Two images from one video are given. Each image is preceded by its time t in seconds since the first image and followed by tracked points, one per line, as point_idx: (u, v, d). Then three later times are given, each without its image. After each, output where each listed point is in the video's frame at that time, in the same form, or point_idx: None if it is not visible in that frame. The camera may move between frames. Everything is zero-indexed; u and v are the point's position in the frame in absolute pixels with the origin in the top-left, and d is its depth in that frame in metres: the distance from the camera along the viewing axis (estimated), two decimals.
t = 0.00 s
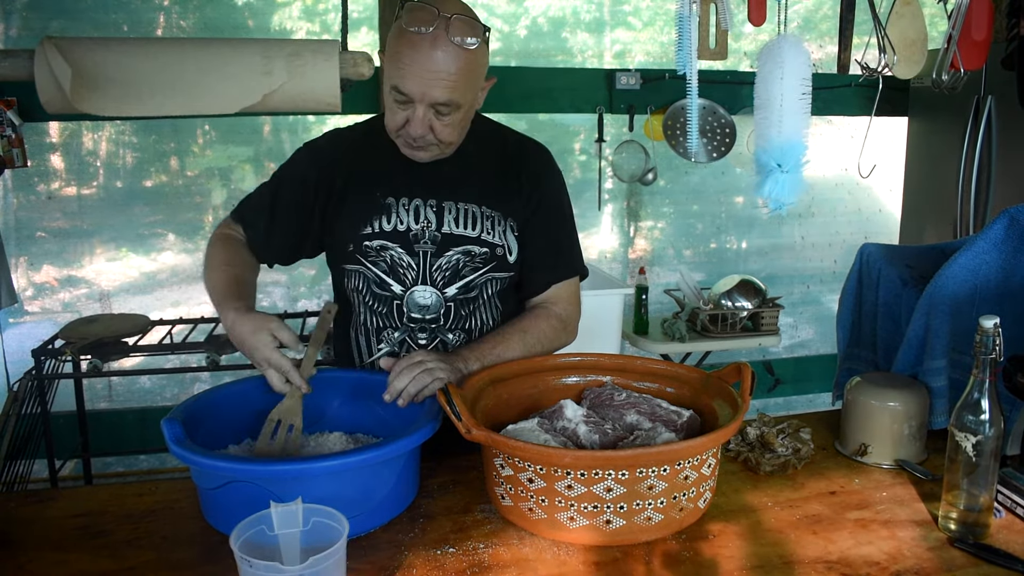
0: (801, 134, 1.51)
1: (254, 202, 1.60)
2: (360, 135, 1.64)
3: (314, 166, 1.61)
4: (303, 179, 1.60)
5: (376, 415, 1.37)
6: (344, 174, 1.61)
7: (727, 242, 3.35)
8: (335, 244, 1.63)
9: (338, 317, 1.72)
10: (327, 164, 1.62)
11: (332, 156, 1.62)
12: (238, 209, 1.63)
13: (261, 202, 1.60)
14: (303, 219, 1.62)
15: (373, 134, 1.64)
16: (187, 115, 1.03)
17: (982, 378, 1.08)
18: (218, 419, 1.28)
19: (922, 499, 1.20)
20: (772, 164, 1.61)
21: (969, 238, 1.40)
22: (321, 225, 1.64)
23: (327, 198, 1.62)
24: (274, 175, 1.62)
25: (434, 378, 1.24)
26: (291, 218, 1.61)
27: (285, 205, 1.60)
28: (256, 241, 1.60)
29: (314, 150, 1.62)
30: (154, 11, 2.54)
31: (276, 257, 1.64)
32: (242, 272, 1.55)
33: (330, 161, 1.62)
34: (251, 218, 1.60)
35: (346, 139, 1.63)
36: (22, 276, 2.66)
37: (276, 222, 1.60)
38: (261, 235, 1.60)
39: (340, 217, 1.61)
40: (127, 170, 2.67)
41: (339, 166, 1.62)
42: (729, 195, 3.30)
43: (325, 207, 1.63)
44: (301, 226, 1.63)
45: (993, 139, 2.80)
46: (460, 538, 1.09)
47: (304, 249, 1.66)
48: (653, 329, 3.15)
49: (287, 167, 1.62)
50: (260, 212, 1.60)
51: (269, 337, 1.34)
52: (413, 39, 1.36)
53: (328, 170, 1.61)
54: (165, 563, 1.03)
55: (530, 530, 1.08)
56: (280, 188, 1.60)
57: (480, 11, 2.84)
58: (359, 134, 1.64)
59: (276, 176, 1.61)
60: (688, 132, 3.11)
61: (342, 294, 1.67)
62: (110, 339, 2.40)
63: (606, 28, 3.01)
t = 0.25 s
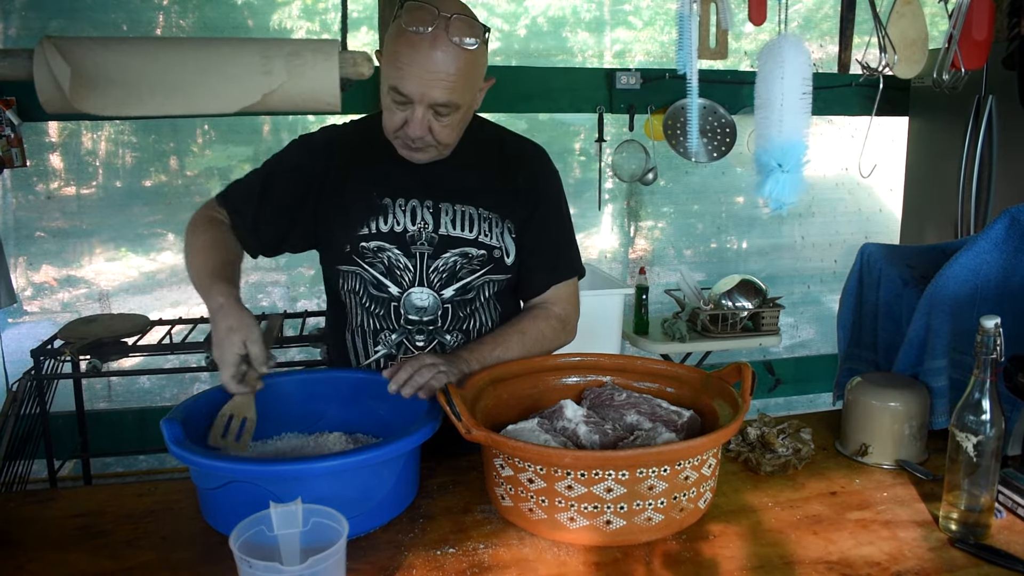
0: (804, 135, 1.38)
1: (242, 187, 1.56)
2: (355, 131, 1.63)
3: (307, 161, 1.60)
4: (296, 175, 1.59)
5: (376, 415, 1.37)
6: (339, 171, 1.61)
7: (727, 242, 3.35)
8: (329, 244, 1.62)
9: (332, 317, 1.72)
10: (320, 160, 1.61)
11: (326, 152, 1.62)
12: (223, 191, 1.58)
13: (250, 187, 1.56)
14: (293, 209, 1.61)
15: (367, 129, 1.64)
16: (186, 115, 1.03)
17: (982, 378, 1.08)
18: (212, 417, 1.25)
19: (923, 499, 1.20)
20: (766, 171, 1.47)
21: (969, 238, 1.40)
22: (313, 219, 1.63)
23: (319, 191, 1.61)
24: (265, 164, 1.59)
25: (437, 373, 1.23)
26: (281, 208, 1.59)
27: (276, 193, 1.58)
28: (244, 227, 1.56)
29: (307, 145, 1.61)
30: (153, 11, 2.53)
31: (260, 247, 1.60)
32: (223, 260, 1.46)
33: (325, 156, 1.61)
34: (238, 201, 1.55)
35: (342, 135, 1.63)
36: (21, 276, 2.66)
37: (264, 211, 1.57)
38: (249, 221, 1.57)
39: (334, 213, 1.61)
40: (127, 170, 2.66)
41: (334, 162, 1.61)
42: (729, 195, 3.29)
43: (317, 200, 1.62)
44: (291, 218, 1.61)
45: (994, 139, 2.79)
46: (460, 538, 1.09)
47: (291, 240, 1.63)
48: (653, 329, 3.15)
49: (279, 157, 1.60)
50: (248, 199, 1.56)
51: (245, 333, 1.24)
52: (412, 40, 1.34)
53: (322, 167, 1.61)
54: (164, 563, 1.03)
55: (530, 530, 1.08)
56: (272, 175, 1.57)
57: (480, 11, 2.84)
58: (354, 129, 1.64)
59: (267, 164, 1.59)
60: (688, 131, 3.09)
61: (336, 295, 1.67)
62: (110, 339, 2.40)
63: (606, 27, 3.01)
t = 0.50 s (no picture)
0: (805, 134, 1.36)
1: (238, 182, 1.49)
2: (354, 128, 1.62)
3: (309, 158, 1.56)
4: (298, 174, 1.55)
5: (376, 415, 1.37)
6: (342, 171, 1.58)
7: (727, 242, 3.35)
8: (330, 245, 1.60)
9: (325, 318, 1.69)
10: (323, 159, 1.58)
11: (329, 150, 1.59)
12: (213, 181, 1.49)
13: (246, 179, 1.49)
14: (292, 205, 1.56)
15: (366, 125, 1.63)
16: (185, 115, 1.03)
17: (982, 378, 1.08)
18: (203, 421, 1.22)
19: (923, 499, 1.20)
20: (765, 171, 1.37)
21: (969, 239, 1.40)
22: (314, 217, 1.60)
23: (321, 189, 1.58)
24: (263, 156, 1.54)
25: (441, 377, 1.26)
26: (280, 203, 1.54)
27: (275, 188, 1.52)
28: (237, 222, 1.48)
29: (308, 140, 1.58)
30: (153, 11, 2.54)
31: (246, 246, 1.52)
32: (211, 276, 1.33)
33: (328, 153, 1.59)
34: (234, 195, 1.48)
35: (344, 133, 1.61)
36: (21, 276, 2.66)
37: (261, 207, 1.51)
38: (242, 216, 1.49)
39: (337, 213, 1.59)
40: (127, 170, 2.66)
41: (337, 161, 1.59)
42: (729, 195, 3.29)
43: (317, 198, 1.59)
44: (289, 216, 1.57)
45: (994, 139, 2.80)
46: (460, 538, 1.09)
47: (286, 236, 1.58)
48: (653, 329, 3.15)
49: (279, 151, 1.55)
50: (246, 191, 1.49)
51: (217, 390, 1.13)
52: (425, 49, 1.32)
53: (326, 166, 1.58)
54: (165, 563, 1.03)
55: (530, 530, 1.08)
56: (274, 167, 1.53)
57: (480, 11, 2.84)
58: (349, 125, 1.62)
59: (267, 158, 1.53)
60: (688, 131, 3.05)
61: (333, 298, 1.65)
62: (110, 339, 2.40)
63: (606, 27, 3.01)
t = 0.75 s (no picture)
0: (805, 134, 1.38)
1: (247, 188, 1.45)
2: (358, 130, 1.61)
3: (316, 160, 1.54)
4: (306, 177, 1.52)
5: (377, 414, 1.38)
6: (348, 173, 1.56)
7: (727, 242, 3.35)
8: (336, 248, 1.59)
9: (327, 321, 1.68)
10: (330, 161, 1.55)
11: (335, 152, 1.57)
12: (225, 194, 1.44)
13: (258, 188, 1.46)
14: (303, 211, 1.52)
15: (371, 125, 1.62)
16: (185, 115, 1.03)
17: (982, 378, 1.08)
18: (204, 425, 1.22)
19: (923, 498, 1.20)
20: (766, 171, 1.42)
21: (968, 239, 1.40)
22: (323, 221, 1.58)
23: (329, 193, 1.55)
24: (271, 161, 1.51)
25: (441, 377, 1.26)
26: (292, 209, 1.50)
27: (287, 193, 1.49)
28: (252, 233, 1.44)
29: (313, 142, 1.56)
30: (153, 11, 2.54)
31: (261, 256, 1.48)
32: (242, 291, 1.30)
33: (334, 156, 1.56)
34: (249, 203, 1.44)
35: (350, 135, 1.59)
36: (22, 276, 2.66)
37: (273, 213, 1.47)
38: (257, 227, 1.44)
39: (344, 216, 1.57)
40: (127, 170, 2.66)
41: (343, 162, 1.57)
42: (729, 196, 3.30)
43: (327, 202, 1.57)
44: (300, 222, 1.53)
45: (993, 139, 2.80)
46: (460, 538, 1.09)
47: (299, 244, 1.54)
48: (652, 329, 3.15)
49: (287, 155, 1.52)
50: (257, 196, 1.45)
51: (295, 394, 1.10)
52: (433, 54, 1.32)
53: (333, 168, 1.56)
54: (165, 563, 1.03)
55: (530, 530, 1.08)
56: (282, 171, 1.50)
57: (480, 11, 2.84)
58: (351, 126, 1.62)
59: (276, 163, 1.50)
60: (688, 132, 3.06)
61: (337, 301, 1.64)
62: (110, 339, 2.40)
63: (606, 28, 3.01)
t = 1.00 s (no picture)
0: (805, 134, 1.38)
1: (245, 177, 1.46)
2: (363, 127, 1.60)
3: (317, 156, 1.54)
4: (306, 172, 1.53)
5: (375, 415, 1.37)
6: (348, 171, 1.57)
7: (727, 242, 3.35)
8: (336, 246, 1.59)
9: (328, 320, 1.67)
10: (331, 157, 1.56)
11: (337, 148, 1.57)
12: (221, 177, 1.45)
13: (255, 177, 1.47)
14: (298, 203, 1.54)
15: (376, 122, 1.61)
16: (185, 115, 1.03)
17: (982, 378, 1.08)
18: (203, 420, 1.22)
19: (923, 498, 1.20)
20: (766, 171, 1.45)
21: (968, 239, 1.40)
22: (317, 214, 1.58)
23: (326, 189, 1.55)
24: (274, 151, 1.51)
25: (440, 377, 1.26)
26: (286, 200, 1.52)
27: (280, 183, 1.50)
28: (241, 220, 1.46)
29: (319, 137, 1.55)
30: (153, 11, 2.54)
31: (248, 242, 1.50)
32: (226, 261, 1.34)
33: (335, 150, 1.56)
34: (240, 189, 1.45)
35: (355, 133, 1.59)
36: (22, 276, 2.66)
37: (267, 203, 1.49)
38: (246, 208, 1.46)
39: (342, 215, 1.57)
40: (127, 170, 2.66)
41: (345, 159, 1.57)
42: (729, 196, 3.30)
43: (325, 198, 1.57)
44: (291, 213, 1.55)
45: (994, 139, 2.80)
46: (460, 538, 1.09)
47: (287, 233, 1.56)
48: (653, 329, 3.15)
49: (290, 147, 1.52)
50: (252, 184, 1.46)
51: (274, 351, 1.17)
52: (445, 54, 1.32)
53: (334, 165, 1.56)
54: (165, 563, 1.03)
55: (530, 530, 1.08)
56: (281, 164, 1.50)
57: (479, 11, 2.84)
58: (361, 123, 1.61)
59: (276, 155, 1.51)
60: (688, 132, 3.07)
61: (337, 300, 1.63)
62: (110, 338, 2.40)
63: (606, 28, 3.01)
